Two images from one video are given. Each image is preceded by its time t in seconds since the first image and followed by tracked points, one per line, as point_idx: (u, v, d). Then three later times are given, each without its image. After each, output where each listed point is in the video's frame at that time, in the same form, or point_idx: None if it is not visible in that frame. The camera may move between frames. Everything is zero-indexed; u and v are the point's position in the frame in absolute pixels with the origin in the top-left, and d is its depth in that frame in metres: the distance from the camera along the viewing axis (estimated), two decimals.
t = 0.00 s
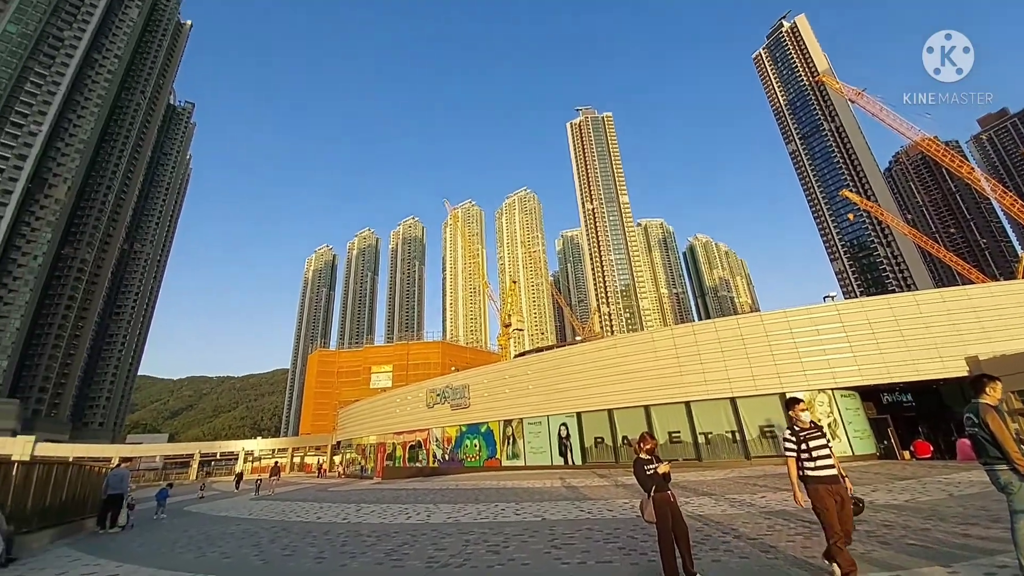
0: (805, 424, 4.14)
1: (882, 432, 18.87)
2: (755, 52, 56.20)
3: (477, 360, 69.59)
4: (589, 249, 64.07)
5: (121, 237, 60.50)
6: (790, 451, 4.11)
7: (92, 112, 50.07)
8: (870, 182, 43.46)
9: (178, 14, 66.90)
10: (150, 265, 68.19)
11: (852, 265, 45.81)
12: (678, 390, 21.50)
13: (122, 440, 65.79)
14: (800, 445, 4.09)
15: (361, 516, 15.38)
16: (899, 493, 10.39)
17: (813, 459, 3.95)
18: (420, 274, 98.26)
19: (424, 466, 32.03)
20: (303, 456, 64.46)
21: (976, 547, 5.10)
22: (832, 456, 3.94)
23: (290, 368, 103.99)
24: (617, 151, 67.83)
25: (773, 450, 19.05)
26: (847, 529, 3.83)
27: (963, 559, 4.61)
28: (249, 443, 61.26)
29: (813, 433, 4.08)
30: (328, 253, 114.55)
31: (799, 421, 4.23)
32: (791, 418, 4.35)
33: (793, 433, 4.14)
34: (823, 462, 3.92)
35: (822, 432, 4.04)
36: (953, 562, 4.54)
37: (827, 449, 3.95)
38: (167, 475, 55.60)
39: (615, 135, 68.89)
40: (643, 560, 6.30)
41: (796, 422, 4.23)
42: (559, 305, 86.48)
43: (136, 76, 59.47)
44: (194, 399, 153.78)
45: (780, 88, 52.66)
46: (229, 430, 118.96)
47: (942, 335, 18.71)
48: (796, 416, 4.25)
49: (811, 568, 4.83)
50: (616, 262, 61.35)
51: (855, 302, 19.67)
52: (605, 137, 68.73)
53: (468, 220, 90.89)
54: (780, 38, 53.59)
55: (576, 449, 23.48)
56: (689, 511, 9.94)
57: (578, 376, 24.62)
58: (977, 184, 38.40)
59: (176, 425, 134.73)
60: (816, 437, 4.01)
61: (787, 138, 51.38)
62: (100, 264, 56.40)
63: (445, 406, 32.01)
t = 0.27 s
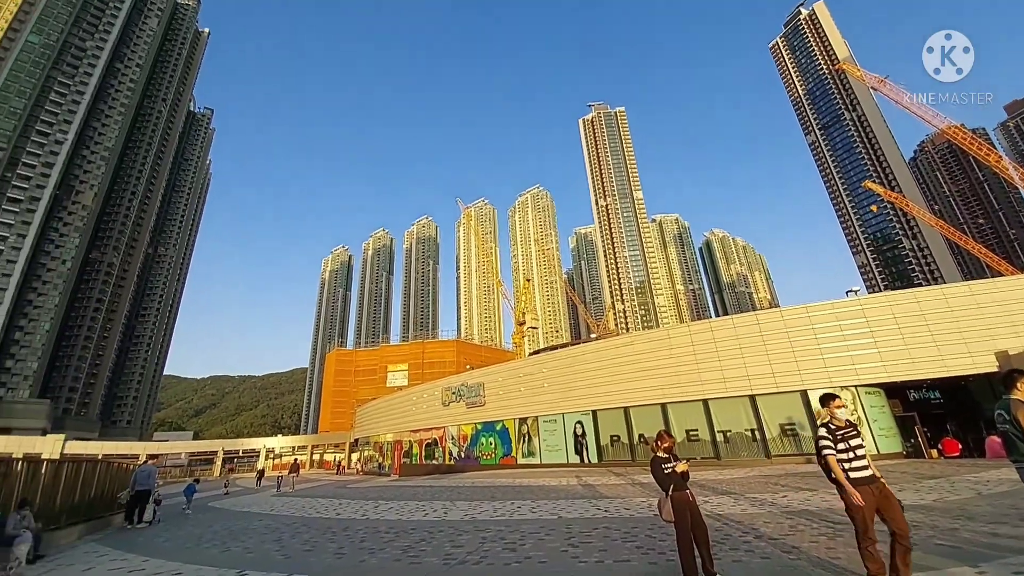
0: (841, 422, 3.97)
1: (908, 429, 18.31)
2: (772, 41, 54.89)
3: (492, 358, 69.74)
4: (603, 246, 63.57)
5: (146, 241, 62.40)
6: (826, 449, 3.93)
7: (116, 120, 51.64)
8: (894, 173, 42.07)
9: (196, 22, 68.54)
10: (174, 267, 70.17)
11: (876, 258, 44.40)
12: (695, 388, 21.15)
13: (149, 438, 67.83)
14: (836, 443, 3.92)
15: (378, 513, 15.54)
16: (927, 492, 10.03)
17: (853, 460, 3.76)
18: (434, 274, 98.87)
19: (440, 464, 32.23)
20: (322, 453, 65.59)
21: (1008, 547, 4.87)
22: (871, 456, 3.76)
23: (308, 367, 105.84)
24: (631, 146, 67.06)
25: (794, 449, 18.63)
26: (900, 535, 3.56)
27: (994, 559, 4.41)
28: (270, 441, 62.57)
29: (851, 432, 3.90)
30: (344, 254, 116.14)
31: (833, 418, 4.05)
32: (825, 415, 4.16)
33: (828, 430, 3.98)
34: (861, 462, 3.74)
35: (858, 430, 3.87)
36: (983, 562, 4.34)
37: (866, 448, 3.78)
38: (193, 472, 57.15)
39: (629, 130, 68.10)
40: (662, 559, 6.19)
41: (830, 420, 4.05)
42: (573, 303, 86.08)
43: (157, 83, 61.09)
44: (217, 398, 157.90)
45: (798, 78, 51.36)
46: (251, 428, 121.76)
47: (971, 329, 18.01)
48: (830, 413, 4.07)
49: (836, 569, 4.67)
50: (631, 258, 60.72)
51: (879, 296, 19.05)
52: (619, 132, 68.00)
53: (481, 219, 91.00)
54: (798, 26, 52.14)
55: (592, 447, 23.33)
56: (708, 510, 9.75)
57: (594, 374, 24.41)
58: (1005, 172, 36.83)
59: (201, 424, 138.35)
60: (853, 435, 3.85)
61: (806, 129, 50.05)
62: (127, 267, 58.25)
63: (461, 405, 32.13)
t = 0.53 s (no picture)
0: (900, 418, 3.84)
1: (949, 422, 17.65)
2: (796, 23, 52.88)
3: (514, 354, 70.01)
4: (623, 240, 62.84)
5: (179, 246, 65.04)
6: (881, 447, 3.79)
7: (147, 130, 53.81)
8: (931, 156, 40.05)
9: (219, 32, 70.57)
10: (206, 271, 72.92)
11: (912, 245, 42.30)
12: (721, 382, 20.73)
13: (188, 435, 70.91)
14: (893, 440, 3.78)
15: (405, 507, 15.87)
16: (969, 488, 9.60)
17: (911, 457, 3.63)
18: (455, 271, 99.68)
19: (465, 459, 32.64)
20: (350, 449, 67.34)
21: None
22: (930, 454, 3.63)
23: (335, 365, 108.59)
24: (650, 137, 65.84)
25: (827, 444, 18.13)
26: (960, 543, 3.39)
27: None
28: (301, 437, 64.59)
29: (911, 429, 3.77)
30: (366, 254, 118.32)
31: (893, 413, 3.91)
32: (883, 409, 4.06)
33: (885, 426, 3.84)
34: (920, 459, 3.62)
35: (920, 428, 3.73)
36: None
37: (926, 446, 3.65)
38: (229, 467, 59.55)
39: (647, 121, 66.87)
40: (690, 556, 6.14)
41: (888, 415, 3.92)
42: (594, 297, 85.49)
43: (184, 94, 63.30)
44: (251, 396, 163.94)
45: (824, 59, 49.38)
46: (283, 425, 125.91)
47: (1017, 318, 17.03)
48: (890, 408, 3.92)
49: (874, 567, 4.55)
50: (652, 252, 59.85)
51: (915, 284, 18.23)
52: (637, 123, 66.87)
53: (499, 216, 91.17)
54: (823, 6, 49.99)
55: (617, 442, 23.21)
56: (737, 506, 9.59)
57: (616, 369, 24.21)
58: None
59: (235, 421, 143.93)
60: (912, 433, 3.72)
61: (833, 113, 48.12)
62: (162, 272, 60.87)
63: (484, 401, 32.40)
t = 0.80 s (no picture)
0: (971, 417, 3.47)
1: (1003, 425, 16.36)
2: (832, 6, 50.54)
3: (541, 354, 69.82)
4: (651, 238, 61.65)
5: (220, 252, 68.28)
6: (951, 450, 3.46)
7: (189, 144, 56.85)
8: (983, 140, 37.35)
9: (253, 47, 73.62)
10: (245, 276, 76.24)
11: (964, 237, 39.41)
12: (757, 383, 19.97)
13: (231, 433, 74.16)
14: (961, 442, 3.46)
15: (434, 507, 16.07)
16: None
17: (984, 463, 3.28)
18: (481, 273, 100.35)
19: (494, 459, 32.77)
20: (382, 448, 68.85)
21: None
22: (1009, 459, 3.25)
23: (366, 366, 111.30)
24: (677, 132, 64.29)
25: (873, 448, 17.22)
26: None
27: None
28: (335, 436, 66.57)
29: (984, 429, 3.39)
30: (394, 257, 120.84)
31: (965, 412, 3.53)
32: (954, 406, 3.64)
33: (953, 427, 3.51)
34: (996, 463, 3.25)
35: (995, 428, 3.35)
36: None
37: (1002, 449, 3.27)
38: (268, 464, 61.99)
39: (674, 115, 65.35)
40: (726, 562, 5.93)
41: (960, 414, 3.55)
42: (621, 296, 84.37)
43: (223, 108, 66.48)
44: (288, 396, 170.26)
45: (863, 43, 46.99)
46: (318, 423, 130.18)
47: None
48: (962, 406, 3.55)
49: None
50: (681, 249, 58.45)
51: (969, 279, 17.01)
52: (664, 118, 65.47)
53: (524, 217, 91.13)
54: None
55: (647, 444, 22.75)
56: (774, 513, 9.20)
57: (646, 370, 23.71)
58: None
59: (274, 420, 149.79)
60: (987, 433, 3.34)
61: (875, 99, 45.78)
62: (205, 277, 64.14)
63: (511, 401, 32.42)
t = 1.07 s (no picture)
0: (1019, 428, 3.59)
1: None
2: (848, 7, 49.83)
3: (556, 362, 69.43)
4: (666, 243, 61.08)
5: (241, 263, 69.99)
6: (996, 462, 3.59)
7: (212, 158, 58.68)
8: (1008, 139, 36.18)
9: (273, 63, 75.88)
10: (265, 286, 77.92)
11: (992, 238, 37.89)
12: (778, 391, 19.48)
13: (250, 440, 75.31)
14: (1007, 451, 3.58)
15: (449, 516, 15.99)
16: None
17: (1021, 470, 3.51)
18: (495, 280, 100.67)
19: (509, 468, 32.54)
20: (398, 456, 69.13)
21: None
22: None
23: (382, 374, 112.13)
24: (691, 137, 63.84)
25: (901, 459, 16.60)
26: None
27: None
28: (352, 444, 67.12)
29: None
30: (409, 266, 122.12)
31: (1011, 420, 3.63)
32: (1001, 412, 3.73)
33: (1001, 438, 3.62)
34: None
35: None
36: None
37: None
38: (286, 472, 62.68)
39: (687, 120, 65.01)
40: None
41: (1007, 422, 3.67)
42: (636, 303, 83.53)
43: (244, 123, 68.57)
44: (305, 403, 172.63)
45: (881, 43, 46.16)
46: (334, 431, 131.40)
47: None
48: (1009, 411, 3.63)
49: None
50: (697, 255, 57.76)
51: (999, 282, 16.39)
52: (676, 123, 65.19)
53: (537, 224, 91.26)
54: None
55: (664, 454, 22.31)
56: (797, 525, 8.89)
57: (662, 378, 23.35)
58: None
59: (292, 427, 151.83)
60: None
61: (896, 98, 45.11)
62: (226, 287, 65.74)
63: (526, 409, 32.24)
